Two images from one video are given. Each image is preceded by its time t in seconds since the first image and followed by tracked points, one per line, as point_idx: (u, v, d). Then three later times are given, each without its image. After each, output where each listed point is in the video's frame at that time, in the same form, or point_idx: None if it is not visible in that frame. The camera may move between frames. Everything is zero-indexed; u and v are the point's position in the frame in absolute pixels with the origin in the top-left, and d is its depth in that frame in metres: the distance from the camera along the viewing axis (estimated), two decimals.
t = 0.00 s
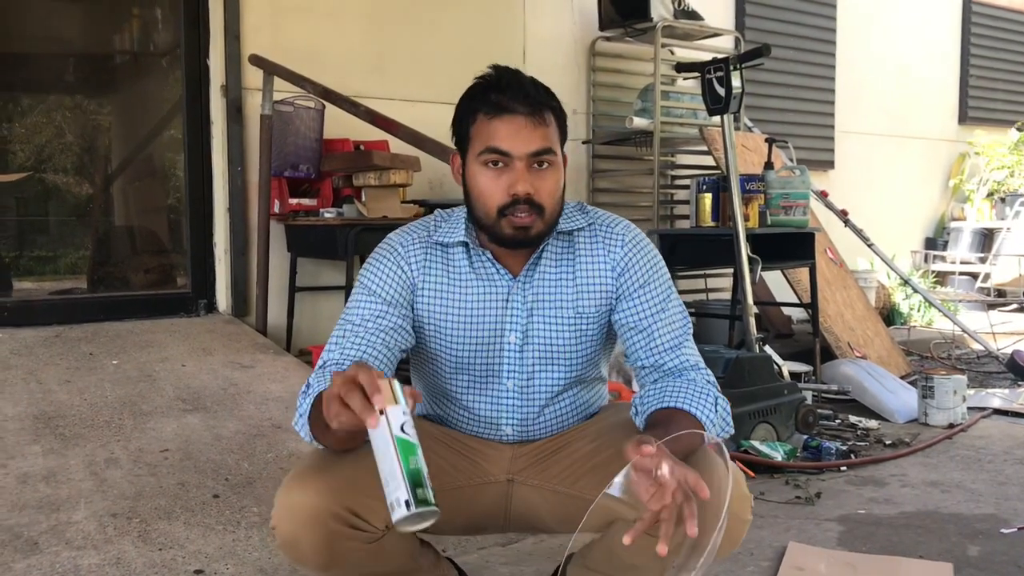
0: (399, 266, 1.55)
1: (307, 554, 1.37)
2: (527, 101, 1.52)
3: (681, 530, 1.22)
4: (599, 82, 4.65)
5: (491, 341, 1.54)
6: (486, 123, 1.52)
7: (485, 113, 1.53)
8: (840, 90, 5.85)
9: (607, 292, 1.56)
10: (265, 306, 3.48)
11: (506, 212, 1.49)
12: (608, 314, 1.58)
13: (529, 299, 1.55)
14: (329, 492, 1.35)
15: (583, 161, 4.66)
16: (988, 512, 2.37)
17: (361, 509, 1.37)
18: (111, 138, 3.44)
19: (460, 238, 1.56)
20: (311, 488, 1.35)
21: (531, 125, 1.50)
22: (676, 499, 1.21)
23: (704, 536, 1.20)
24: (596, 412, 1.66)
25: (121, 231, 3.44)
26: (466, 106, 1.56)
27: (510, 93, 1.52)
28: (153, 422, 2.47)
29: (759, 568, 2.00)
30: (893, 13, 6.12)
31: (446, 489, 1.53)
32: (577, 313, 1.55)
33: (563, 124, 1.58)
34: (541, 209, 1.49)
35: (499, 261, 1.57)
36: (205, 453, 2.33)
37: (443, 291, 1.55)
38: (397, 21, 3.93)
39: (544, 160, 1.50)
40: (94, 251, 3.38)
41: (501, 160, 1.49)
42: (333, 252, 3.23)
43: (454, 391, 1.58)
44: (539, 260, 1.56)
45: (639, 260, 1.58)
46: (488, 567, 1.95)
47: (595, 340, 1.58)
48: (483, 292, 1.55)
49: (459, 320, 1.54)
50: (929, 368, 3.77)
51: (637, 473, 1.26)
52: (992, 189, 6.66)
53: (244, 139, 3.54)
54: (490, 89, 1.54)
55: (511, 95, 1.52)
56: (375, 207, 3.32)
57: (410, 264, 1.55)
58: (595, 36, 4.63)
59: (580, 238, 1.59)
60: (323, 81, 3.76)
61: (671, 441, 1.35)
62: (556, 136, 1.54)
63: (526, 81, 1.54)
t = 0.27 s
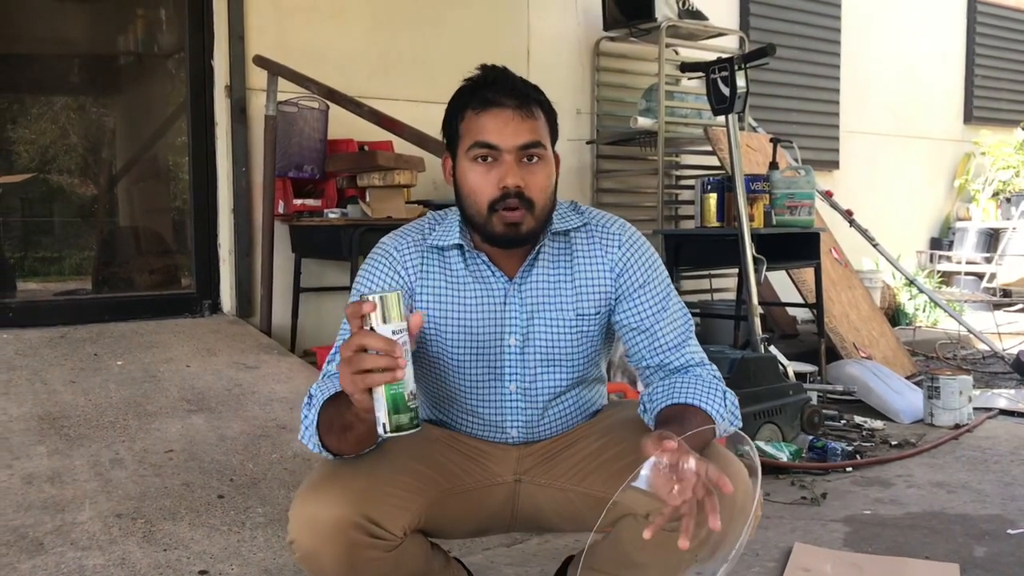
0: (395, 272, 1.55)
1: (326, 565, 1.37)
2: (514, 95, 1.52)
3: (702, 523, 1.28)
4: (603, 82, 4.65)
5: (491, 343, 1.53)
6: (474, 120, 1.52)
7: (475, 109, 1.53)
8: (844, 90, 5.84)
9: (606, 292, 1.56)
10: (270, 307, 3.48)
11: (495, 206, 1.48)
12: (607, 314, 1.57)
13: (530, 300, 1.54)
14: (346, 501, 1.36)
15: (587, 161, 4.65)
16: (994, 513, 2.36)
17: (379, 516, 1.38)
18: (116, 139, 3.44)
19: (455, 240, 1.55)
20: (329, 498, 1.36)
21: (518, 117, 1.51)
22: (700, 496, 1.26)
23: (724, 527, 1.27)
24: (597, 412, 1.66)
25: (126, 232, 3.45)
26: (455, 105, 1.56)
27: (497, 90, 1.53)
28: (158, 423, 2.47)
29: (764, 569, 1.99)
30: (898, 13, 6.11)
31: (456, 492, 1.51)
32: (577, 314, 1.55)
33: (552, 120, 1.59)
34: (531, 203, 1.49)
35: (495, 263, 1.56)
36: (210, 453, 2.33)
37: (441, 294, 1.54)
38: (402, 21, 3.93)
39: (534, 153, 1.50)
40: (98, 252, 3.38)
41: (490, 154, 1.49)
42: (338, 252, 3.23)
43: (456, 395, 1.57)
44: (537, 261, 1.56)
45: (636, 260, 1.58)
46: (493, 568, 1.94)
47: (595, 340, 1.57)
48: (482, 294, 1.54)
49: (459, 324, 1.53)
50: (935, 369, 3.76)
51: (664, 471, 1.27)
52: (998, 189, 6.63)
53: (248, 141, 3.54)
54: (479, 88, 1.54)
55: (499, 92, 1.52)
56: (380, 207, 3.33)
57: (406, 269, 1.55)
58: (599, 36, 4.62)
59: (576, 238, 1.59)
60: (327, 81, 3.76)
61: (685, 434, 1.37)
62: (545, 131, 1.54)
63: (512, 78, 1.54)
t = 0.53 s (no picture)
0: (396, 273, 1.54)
1: (336, 567, 1.38)
2: (514, 96, 1.52)
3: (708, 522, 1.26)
4: (605, 81, 4.64)
5: (492, 344, 1.53)
6: (475, 122, 1.51)
7: (473, 113, 1.52)
8: (847, 89, 5.83)
9: (607, 293, 1.56)
10: (272, 305, 3.48)
11: (495, 210, 1.47)
12: (608, 314, 1.57)
13: (531, 301, 1.54)
14: (354, 501, 1.36)
15: (589, 160, 4.65)
16: (997, 512, 2.35)
17: (388, 516, 1.38)
18: (118, 137, 3.44)
19: (454, 243, 1.56)
20: (337, 499, 1.36)
21: (518, 120, 1.50)
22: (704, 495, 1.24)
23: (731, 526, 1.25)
24: (599, 412, 1.66)
25: (128, 230, 3.45)
26: (454, 107, 1.55)
27: (496, 91, 1.52)
28: (160, 421, 2.47)
29: (767, 568, 1.99)
30: (900, 12, 6.10)
31: (461, 492, 1.51)
32: (578, 315, 1.54)
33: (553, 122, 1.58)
34: (532, 206, 1.48)
35: (495, 264, 1.56)
36: (212, 451, 2.33)
37: (442, 296, 1.54)
38: (404, 20, 3.93)
39: (535, 156, 1.50)
40: (100, 250, 3.38)
41: (490, 158, 1.49)
42: (340, 251, 3.23)
43: (458, 397, 1.57)
44: (539, 262, 1.55)
45: (637, 260, 1.57)
46: (495, 566, 1.94)
47: (597, 341, 1.57)
48: (483, 296, 1.54)
49: (460, 326, 1.53)
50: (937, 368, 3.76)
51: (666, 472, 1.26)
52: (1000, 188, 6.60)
53: (250, 139, 3.54)
54: (478, 89, 1.53)
55: (498, 93, 1.52)
56: (381, 206, 3.29)
57: (407, 270, 1.55)
58: (601, 35, 4.62)
59: (577, 239, 1.59)
60: (330, 79, 3.76)
61: (688, 433, 1.37)
62: (546, 134, 1.54)
63: (511, 79, 1.53)
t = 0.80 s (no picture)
0: (397, 270, 1.54)
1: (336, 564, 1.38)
2: (504, 96, 1.49)
3: (705, 533, 1.21)
4: (606, 79, 4.64)
5: (493, 343, 1.53)
6: (465, 121, 1.50)
7: (466, 112, 1.51)
8: (848, 88, 5.83)
9: (609, 293, 1.55)
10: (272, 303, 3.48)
11: (476, 211, 1.47)
12: (610, 314, 1.57)
13: (533, 300, 1.54)
14: (355, 498, 1.36)
15: (590, 158, 4.65)
16: (997, 511, 2.35)
17: (388, 512, 1.38)
18: (118, 135, 3.44)
19: (455, 240, 1.54)
20: (337, 495, 1.36)
21: (505, 121, 1.48)
22: (702, 504, 1.20)
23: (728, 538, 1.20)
24: (601, 411, 1.66)
25: (128, 228, 3.45)
26: (451, 105, 1.54)
27: (489, 90, 1.50)
28: (161, 419, 2.47)
29: (767, 566, 1.99)
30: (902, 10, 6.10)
31: (461, 489, 1.51)
32: (580, 315, 1.54)
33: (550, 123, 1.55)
34: (513, 212, 1.47)
35: (496, 263, 1.56)
36: (213, 449, 2.33)
37: (444, 294, 1.53)
38: (405, 18, 3.93)
39: (519, 159, 1.47)
40: (100, 248, 3.38)
41: (474, 161, 1.48)
42: (340, 249, 3.23)
43: (459, 395, 1.57)
44: (541, 262, 1.55)
45: (640, 260, 1.57)
46: (495, 564, 1.94)
47: (599, 341, 1.57)
48: (485, 295, 1.54)
49: (462, 325, 1.53)
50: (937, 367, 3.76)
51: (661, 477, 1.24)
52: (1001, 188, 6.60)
53: (251, 137, 3.54)
54: (474, 87, 1.52)
55: (491, 92, 1.50)
56: (382, 204, 3.29)
57: (408, 268, 1.54)
58: (602, 33, 4.62)
59: (580, 238, 1.58)
60: (331, 77, 3.76)
61: (689, 442, 1.36)
62: (536, 135, 1.51)
63: (504, 78, 1.51)
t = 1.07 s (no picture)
0: (401, 269, 1.54)
1: (340, 560, 1.38)
2: (489, 95, 1.49)
3: (703, 539, 1.18)
4: (606, 78, 4.64)
5: (496, 342, 1.53)
6: (454, 122, 1.50)
7: (455, 113, 1.51)
8: (848, 87, 5.83)
9: (613, 293, 1.56)
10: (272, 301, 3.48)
11: (471, 211, 1.48)
12: (615, 314, 1.57)
13: (536, 300, 1.54)
14: (360, 495, 1.37)
15: (590, 157, 4.65)
16: (996, 510, 2.36)
17: (392, 510, 1.39)
18: (118, 133, 3.44)
19: (459, 239, 1.55)
20: (342, 492, 1.37)
21: (491, 121, 1.47)
22: (700, 509, 1.20)
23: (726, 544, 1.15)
24: (605, 410, 1.66)
25: (128, 226, 3.45)
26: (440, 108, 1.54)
27: (476, 91, 1.50)
28: (160, 417, 2.47)
29: (765, 565, 1.99)
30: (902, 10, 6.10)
31: (465, 487, 1.52)
32: (584, 314, 1.54)
33: (540, 117, 1.54)
34: (507, 209, 1.47)
35: (499, 262, 1.56)
36: (213, 447, 2.33)
37: (448, 292, 1.54)
38: (405, 17, 3.93)
39: (509, 157, 1.47)
40: (100, 246, 3.38)
41: (465, 161, 1.48)
42: (340, 247, 3.23)
43: (462, 393, 1.57)
44: (545, 261, 1.55)
45: (645, 261, 1.57)
46: (495, 563, 1.94)
47: (603, 341, 1.57)
48: (489, 293, 1.54)
49: (465, 323, 1.53)
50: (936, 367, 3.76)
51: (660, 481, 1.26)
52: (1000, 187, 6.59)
53: (251, 136, 3.54)
54: (461, 89, 1.51)
55: (478, 93, 1.49)
56: (382, 202, 3.29)
57: (412, 267, 1.55)
58: (602, 32, 4.62)
59: (584, 238, 1.58)
60: (331, 76, 3.76)
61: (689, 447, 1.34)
62: (526, 132, 1.50)
63: (490, 78, 1.51)
